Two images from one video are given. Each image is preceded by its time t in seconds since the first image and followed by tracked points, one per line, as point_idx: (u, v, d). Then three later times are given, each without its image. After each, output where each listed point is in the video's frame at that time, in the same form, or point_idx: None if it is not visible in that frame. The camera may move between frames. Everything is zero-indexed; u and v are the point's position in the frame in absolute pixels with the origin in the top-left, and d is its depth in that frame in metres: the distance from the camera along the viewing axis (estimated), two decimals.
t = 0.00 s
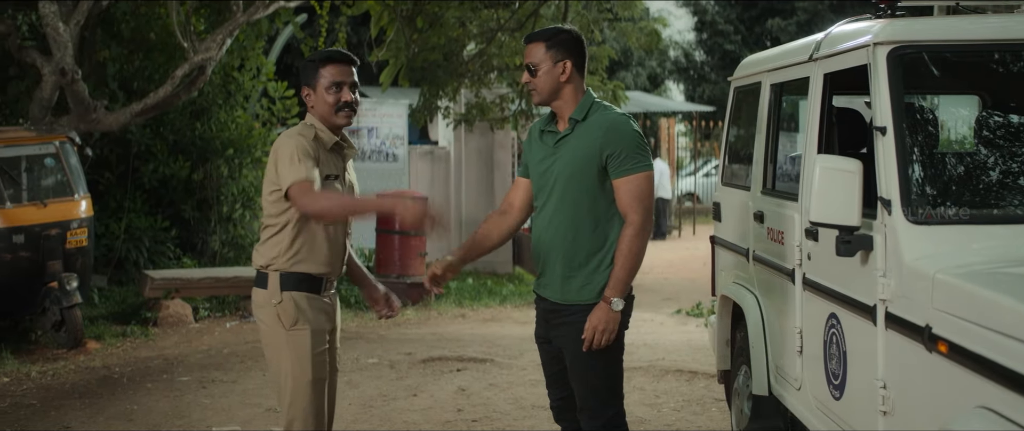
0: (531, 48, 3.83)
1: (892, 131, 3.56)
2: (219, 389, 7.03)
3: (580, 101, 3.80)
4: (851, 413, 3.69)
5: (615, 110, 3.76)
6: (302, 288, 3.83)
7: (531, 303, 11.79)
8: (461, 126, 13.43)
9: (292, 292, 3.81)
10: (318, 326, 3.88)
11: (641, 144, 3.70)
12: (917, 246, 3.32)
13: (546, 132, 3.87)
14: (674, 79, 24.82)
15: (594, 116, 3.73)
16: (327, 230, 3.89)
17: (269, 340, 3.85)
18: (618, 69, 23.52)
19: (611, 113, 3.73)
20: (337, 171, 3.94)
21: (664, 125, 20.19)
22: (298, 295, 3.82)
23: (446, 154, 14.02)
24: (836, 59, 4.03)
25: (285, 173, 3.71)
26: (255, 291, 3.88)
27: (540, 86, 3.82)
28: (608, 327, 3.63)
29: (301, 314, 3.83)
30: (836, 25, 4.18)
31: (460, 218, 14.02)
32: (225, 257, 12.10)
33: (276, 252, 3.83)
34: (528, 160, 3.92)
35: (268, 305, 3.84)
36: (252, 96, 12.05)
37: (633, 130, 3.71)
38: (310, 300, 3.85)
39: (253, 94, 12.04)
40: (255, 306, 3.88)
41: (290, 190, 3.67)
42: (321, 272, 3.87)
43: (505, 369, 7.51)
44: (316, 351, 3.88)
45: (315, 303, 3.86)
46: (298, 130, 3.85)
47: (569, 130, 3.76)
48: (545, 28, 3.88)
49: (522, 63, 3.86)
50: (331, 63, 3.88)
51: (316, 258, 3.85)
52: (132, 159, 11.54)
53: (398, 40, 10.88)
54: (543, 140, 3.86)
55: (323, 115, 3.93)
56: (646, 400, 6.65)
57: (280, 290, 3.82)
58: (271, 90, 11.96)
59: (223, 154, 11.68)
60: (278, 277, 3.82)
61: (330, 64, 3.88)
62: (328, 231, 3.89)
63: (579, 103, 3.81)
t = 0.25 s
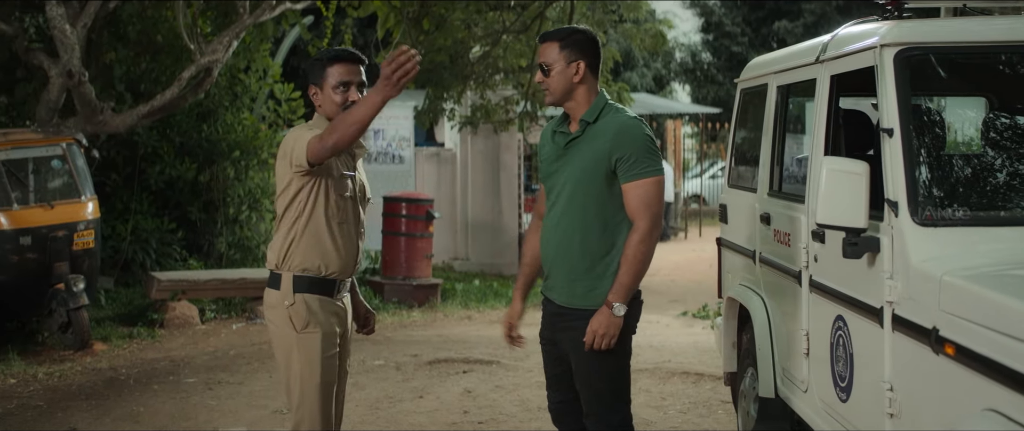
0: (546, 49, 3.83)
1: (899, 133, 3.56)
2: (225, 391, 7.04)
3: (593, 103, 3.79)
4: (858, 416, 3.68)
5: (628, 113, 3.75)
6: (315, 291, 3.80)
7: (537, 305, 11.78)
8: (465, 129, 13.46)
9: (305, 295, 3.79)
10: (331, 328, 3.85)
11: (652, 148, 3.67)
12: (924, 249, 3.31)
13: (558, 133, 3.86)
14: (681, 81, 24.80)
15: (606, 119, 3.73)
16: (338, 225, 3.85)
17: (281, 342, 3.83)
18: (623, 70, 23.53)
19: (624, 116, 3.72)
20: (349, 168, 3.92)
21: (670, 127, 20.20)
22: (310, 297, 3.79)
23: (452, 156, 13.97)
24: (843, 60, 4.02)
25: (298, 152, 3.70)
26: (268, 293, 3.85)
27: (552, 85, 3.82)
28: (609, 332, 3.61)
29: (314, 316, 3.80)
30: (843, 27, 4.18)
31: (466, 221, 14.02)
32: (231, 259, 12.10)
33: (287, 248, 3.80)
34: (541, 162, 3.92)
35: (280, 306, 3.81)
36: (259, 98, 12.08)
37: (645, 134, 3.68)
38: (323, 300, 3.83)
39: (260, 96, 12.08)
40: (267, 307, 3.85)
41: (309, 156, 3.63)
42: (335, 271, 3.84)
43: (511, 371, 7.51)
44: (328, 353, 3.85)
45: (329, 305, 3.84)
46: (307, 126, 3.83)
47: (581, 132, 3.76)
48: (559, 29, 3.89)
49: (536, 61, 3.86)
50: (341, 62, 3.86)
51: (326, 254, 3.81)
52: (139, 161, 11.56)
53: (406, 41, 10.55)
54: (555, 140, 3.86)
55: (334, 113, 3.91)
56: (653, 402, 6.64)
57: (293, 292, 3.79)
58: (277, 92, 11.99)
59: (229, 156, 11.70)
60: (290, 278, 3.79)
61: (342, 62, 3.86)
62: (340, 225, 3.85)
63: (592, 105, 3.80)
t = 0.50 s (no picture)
0: (555, 50, 3.83)
1: (902, 134, 3.56)
2: (228, 392, 7.04)
3: (601, 106, 3.80)
4: (861, 417, 3.68)
5: (635, 117, 3.74)
6: (321, 295, 3.80)
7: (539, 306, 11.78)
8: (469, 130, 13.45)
9: (311, 299, 3.79)
10: (339, 331, 3.85)
11: (658, 153, 3.65)
12: (927, 250, 3.31)
13: (566, 135, 3.87)
14: (683, 82, 24.81)
15: (612, 122, 3.72)
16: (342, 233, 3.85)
17: (287, 346, 3.82)
18: (626, 72, 23.55)
19: (630, 120, 3.70)
20: (343, 176, 3.88)
21: (673, 128, 20.19)
22: (317, 301, 3.79)
23: (455, 157, 14.11)
24: (846, 62, 4.02)
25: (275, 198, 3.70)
26: (275, 297, 3.86)
27: (563, 87, 3.82)
28: (607, 337, 3.61)
29: (321, 320, 3.80)
30: (846, 28, 4.17)
31: (469, 223, 14.05)
32: (234, 260, 12.11)
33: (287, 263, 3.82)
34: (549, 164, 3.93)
35: (287, 311, 3.80)
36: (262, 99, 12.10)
37: (651, 138, 3.67)
38: (329, 303, 3.82)
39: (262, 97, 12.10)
40: (274, 312, 3.85)
41: (275, 216, 3.67)
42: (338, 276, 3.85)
43: (514, 373, 7.51)
44: (334, 356, 3.84)
45: (335, 309, 3.83)
46: (302, 136, 3.80)
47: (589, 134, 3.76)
48: (569, 31, 3.88)
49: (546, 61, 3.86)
50: (349, 62, 3.88)
51: (333, 263, 3.83)
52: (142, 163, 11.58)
53: (409, 43, 10.65)
54: (564, 142, 3.87)
55: (340, 114, 3.91)
56: (656, 404, 6.64)
57: (300, 296, 3.79)
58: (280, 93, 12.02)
59: (231, 157, 11.71)
60: (296, 283, 3.79)
61: (350, 62, 3.89)
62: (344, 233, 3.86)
63: (600, 107, 3.80)
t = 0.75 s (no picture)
0: (562, 50, 3.82)
1: (903, 134, 3.56)
2: (229, 392, 7.04)
3: (606, 106, 3.78)
4: (862, 417, 3.68)
5: (639, 118, 3.73)
6: (319, 295, 3.79)
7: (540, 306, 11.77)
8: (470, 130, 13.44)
9: (309, 300, 3.78)
10: (336, 332, 3.84)
11: (660, 154, 3.64)
12: (928, 250, 3.30)
13: (570, 134, 3.87)
14: (684, 82, 24.83)
15: (616, 122, 3.72)
16: (339, 237, 3.86)
17: (284, 345, 3.82)
18: (627, 72, 23.56)
19: (634, 120, 3.70)
20: (339, 181, 3.86)
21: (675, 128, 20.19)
22: (314, 302, 3.79)
23: (455, 157, 14.12)
24: (847, 62, 4.02)
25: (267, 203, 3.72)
26: (273, 298, 3.86)
27: (569, 87, 3.82)
28: (592, 333, 3.59)
29: (318, 321, 3.79)
30: (847, 29, 4.18)
31: (470, 223, 14.04)
32: (235, 260, 12.11)
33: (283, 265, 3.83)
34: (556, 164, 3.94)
35: (284, 312, 3.80)
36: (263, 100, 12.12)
37: (654, 139, 3.66)
38: (327, 305, 3.81)
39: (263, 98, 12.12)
40: (272, 312, 3.84)
41: (264, 221, 3.68)
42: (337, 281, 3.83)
43: (515, 373, 7.51)
44: (332, 357, 3.84)
45: (333, 310, 3.83)
46: (299, 141, 3.80)
47: (593, 134, 3.75)
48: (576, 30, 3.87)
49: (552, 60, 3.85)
50: (350, 63, 3.89)
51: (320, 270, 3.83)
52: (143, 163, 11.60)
53: (410, 43, 10.47)
54: (568, 142, 3.87)
55: (343, 116, 3.91)
56: (657, 404, 6.64)
57: (297, 297, 3.78)
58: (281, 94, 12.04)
59: (233, 157, 11.72)
60: (293, 284, 3.79)
61: (351, 64, 3.89)
62: (341, 238, 3.86)
63: (605, 107, 3.80)
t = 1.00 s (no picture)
0: (565, 47, 3.82)
1: (906, 135, 3.56)
2: (231, 392, 7.05)
3: (607, 106, 3.79)
4: (864, 417, 3.68)
5: (641, 117, 3.74)
6: (322, 295, 3.79)
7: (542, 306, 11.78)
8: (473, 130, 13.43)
9: (312, 299, 3.78)
10: (338, 331, 3.84)
11: (663, 153, 3.67)
12: (931, 250, 3.30)
13: (569, 134, 3.87)
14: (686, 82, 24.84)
15: (619, 121, 3.72)
16: (343, 237, 3.86)
17: (286, 344, 3.82)
18: (629, 72, 23.56)
19: (636, 120, 3.71)
20: (344, 181, 3.87)
21: (677, 128, 20.18)
22: (316, 301, 3.79)
23: (458, 158, 14.07)
24: (849, 62, 4.02)
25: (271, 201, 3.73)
26: (275, 297, 3.86)
27: (579, 86, 3.80)
28: (591, 327, 3.60)
29: (320, 320, 3.79)
30: (849, 29, 4.18)
31: (472, 223, 14.05)
32: (237, 260, 12.12)
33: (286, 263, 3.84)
34: (553, 164, 3.94)
35: (287, 310, 3.80)
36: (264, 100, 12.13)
37: (656, 138, 3.68)
38: (329, 304, 3.81)
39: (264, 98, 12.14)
40: (275, 311, 3.85)
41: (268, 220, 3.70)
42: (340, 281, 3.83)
43: (517, 373, 7.51)
44: (333, 357, 3.84)
45: (336, 309, 3.83)
46: (306, 141, 3.81)
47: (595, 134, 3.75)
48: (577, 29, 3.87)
49: (558, 60, 3.82)
50: (358, 65, 3.89)
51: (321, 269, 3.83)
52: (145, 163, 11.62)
53: (412, 44, 10.14)
54: (567, 142, 3.87)
55: (351, 117, 3.89)
56: (659, 404, 6.64)
57: (300, 296, 3.79)
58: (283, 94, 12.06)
59: (235, 157, 11.73)
60: (296, 282, 3.79)
61: (359, 65, 3.89)
62: (345, 238, 3.86)
63: (607, 107, 3.80)
